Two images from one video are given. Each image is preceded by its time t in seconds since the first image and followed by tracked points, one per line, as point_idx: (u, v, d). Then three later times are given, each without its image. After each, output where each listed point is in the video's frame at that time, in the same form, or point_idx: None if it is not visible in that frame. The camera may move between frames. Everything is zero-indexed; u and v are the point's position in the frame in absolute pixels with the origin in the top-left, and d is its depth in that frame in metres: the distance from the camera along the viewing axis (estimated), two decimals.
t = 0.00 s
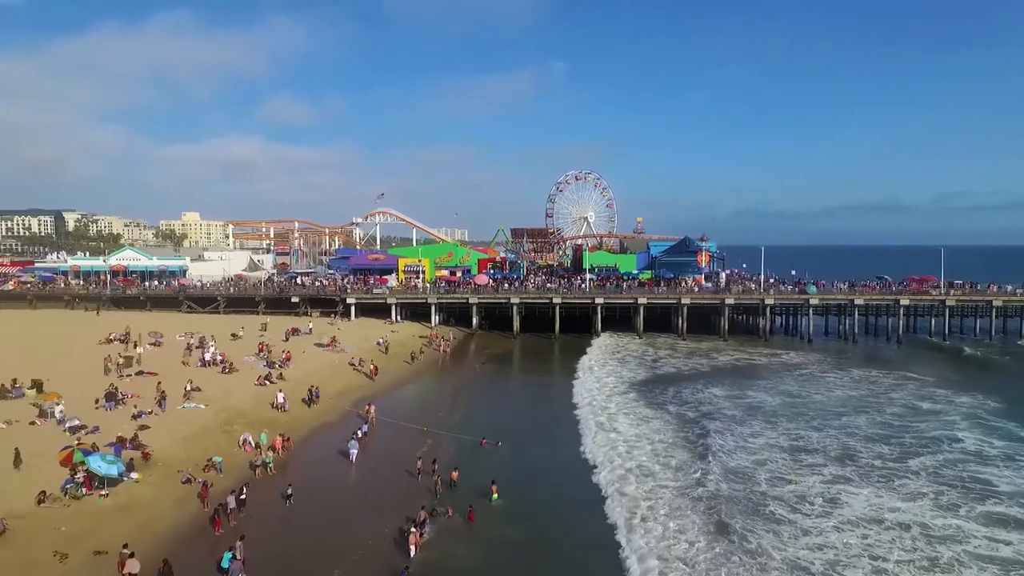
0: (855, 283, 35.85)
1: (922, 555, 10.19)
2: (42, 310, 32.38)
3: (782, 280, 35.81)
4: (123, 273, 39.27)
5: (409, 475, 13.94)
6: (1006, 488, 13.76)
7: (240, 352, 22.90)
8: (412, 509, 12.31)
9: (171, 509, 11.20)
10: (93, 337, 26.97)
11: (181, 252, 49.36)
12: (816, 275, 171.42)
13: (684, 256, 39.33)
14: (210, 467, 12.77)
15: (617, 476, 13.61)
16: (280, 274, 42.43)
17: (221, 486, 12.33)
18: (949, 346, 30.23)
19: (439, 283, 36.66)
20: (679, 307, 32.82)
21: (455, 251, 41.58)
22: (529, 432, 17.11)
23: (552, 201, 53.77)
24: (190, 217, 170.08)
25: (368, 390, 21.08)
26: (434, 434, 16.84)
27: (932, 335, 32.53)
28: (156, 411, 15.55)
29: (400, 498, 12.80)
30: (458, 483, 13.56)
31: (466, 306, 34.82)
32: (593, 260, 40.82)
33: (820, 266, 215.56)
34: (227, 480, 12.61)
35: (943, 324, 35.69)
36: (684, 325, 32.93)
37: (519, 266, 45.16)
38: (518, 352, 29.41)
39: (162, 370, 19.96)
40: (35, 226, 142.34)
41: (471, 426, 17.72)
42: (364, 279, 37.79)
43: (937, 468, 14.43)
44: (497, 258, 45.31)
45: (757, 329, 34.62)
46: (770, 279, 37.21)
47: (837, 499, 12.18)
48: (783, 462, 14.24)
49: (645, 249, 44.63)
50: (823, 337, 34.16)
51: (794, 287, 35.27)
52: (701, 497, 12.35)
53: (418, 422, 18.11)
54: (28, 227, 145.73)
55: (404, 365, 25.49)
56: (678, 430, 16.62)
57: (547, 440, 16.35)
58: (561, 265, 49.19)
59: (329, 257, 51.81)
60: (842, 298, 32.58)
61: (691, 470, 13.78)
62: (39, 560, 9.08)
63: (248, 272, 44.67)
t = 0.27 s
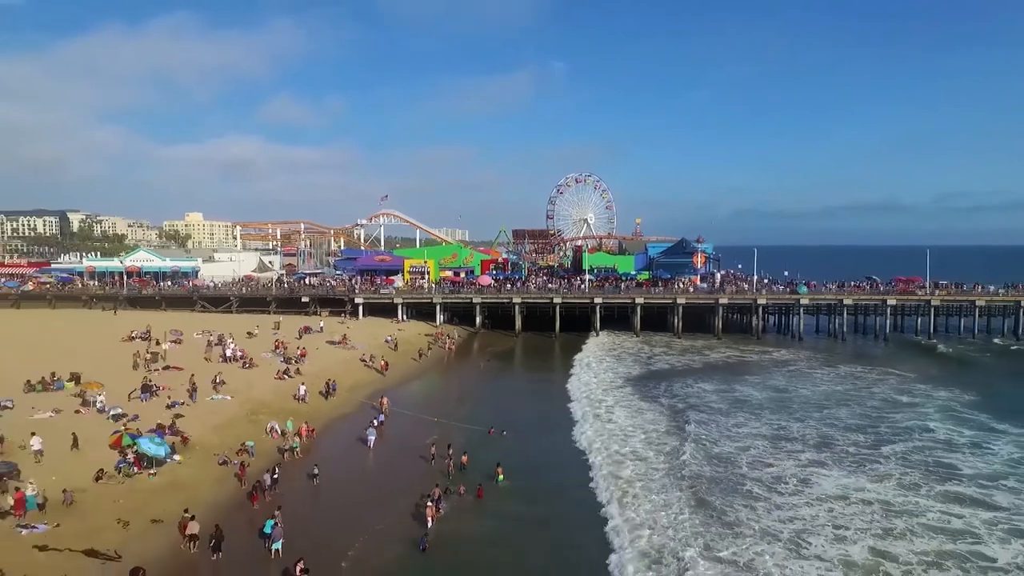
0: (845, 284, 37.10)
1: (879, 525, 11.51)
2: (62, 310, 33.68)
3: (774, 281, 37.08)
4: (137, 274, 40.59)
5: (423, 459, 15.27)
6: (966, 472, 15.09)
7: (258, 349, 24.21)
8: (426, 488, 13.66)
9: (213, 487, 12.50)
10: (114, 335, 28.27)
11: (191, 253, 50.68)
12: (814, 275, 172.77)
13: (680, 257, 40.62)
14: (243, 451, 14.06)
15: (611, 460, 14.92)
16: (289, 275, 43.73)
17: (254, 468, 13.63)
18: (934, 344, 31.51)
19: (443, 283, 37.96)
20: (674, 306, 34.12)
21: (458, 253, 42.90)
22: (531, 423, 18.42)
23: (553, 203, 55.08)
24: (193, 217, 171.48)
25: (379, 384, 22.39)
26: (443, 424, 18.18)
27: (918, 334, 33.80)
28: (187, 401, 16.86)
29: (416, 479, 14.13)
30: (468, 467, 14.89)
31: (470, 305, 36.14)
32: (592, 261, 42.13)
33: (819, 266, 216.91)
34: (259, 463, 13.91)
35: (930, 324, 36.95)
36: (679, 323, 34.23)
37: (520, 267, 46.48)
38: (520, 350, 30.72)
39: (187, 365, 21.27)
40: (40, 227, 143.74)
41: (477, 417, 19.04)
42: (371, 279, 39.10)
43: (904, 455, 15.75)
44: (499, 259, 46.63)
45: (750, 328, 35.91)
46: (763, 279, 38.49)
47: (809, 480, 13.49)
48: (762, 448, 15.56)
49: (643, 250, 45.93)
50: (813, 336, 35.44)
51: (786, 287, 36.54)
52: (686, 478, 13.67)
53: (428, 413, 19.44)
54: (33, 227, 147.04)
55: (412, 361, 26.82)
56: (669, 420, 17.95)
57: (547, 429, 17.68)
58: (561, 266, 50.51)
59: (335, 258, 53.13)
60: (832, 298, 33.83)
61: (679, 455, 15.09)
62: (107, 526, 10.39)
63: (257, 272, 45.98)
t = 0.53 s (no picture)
0: (834, 284, 38.57)
1: (842, 498, 13.07)
2: (84, 309, 35.20)
3: (766, 281, 38.57)
4: (153, 274, 42.15)
5: (436, 444, 16.82)
6: (930, 455, 16.63)
7: (277, 345, 25.72)
8: (441, 468, 15.20)
9: (253, 465, 14.01)
10: (137, 332, 29.77)
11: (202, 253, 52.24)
12: (812, 275, 174.38)
13: (676, 258, 42.14)
14: (276, 435, 15.56)
15: (606, 445, 16.48)
16: (298, 275, 45.26)
17: (286, 450, 15.14)
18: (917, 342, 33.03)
19: (448, 283, 39.50)
20: (670, 306, 35.63)
21: (462, 254, 44.46)
22: (533, 414, 19.94)
23: (553, 205, 56.61)
24: (197, 218, 173.21)
25: (392, 378, 23.90)
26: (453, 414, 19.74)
27: (904, 332, 35.28)
28: (219, 392, 18.38)
29: (430, 461, 15.68)
30: (477, 450, 16.44)
31: (474, 305, 37.67)
32: (591, 262, 43.64)
33: (817, 266, 218.49)
34: (290, 446, 15.42)
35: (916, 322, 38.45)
36: (675, 322, 35.75)
37: (522, 268, 48.01)
38: (523, 347, 32.24)
39: (213, 360, 22.78)
40: (45, 228, 145.40)
41: (484, 408, 20.59)
42: (379, 280, 40.66)
43: (874, 441, 17.30)
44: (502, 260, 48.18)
45: (743, 326, 37.43)
46: (756, 280, 39.99)
47: (783, 461, 15.05)
48: (743, 435, 17.12)
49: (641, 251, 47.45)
50: (803, 334, 36.94)
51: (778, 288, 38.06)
52: (673, 459, 15.23)
53: (439, 404, 20.99)
54: (39, 228, 148.64)
55: (420, 357, 28.36)
56: (660, 410, 19.52)
57: (549, 418, 19.22)
58: (562, 267, 52.05)
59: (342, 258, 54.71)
60: (821, 298, 35.33)
61: (667, 440, 16.66)
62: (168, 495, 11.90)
63: (267, 272, 47.52)
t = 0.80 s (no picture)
0: (826, 285, 39.82)
1: (817, 480, 14.40)
2: (102, 309, 36.53)
3: (760, 282, 39.84)
4: (166, 275, 43.49)
5: (446, 434, 18.13)
6: (904, 444, 17.92)
7: (292, 343, 27.05)
8: (451, 454, 16.51)
9: (281, 450, 15.31)
10: (157, 331, 31.07)
11: (212, 255, 53.61)
12: (810, 275, 175.75)
13: (674, 260, 43.41)
14: (299, 424, 16.88)
15: (603, 434, 17.84)
16: (307, 276, 46.60)
17: (310, 438, 16.44)
18: (905, 341, 34.28)
19: (453, 284, 40.80)
20: (667, 306, 36.91)
21: (466, 256, 45.78)
22: (535, 407, 21.21)
23: (554, 208, 57.95)
24: (200, 219, 174.61)
25: (401, 374, 25.19)
26: (461, 407, 21.05)
27: (892, 332, 36.52)
28: (243, 386, 19.68)
29: (441, 448, 17.01)
30: (484, 439, 17.78)
31: (478, 305, 38.97)
32: (591, 264, 44.94)
33: (816, 266, 219.86)
34: (313, 434, 16.73)
35: (905, 322, 39.70)
36: (671, 322, 37.01)
37: (524, 269, 49.33)
38: (525, 346, 33.52)
39: (233, 356, 24.11)
40: (51, 229, 147.05)
41: (489, 403, 21.90)
42: (385, 281, 41.98)
43: (852, 432, 18.62)
44: (504, 261, 49.50)
45: (738, 326, 38.68)
46: (751, 280, 41.24)
47: (765, 449, 16.38)
48: (730, 426, 18.46)
49: (640, 253, 48.72)
50: (796, 333, 38.20)
51: (772, 288, 39.30)
52: (665, 446, 16.57)
53: (447, 399, 22.28)
54: (45, 229, 150.11)
55: (428, 355, 29.64)
56: (655, 404, 20.86)
57: (550, 411, 20.53)
58: (562, 268, 53.36)
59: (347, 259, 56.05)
60: (812, 298, 36.58)
61: (659, 430, 18.00)
62: (208, 475, 13.20)
63: (276, 273, 48.85)
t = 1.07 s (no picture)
0: (819, 285, 41.10)
1: (797, 466, 15.76)
2: (118, 309, 37.84)
3: (755, 283, 41.13)
4: (179, 276, 44.81)
5: (455, 425, 19.44)
6: (882, 434, 19.24)
7: (305, 341, 28.36)
8: (461, 442, 17.83)
9: (305, 438, 16.62)
10: (174, 330, 32.38)
11: (221, 256, 54.95)
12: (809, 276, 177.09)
13: (671, 261, 44.69)
14: (320, 415, 18.19)
15: (600, 426, 19.17)
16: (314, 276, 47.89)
17: (331, 427, 17.74)
18: (893, 340, 35.57)
19: (457, 285, 42.11)
20: (664, 306, 38.22)
21: (469, 257, 47.08)
22: (538, 402, 22.50)
23: (555, 210, 59.28)
24: (203, 220, 176.00)
25: (410, 371, 26.48)
26: (468, 401, 22.37)
27: (881, 331, 37.81)
28: (265, 380, 20.99)
29: (451, 437, 18.32)
30: (491, 430, 19.09)
31: (482, 305, 40.28)
32: (591, 265, 46.25)
33: (815, 267, 221.20)
34: (333, 425, 18.04)
35: (895, 321, 40.99)
36: (668, 321, 38.32)
37: (525, 269, 50.66)
38: (527, 345, 34.82)
39: (251, 353, 25.43)
40: (56, 230, 148.53)
41: (495, 398, 23.21)
42: (391, 282, 43.30)
43: (834, 424, 19.97)
44: (507, 262, 50.83)
45: (733, 326, 39.97)
46: (746, 281, 42.53)
47: (751, 438, 17.72)
48: (720, 418, 19.77)
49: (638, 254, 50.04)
50: (789, 332, 39.49)
51: (766, 289, 40.59)
52: (658, 436, 17.92)
53: (455, 394, 23.60)
54: (50, 229, 151.54)
55: (434, 353, 30.95)
56: (650, 398, 22.19)
57: (552, 405, 21.85)
58: (563, 269, 54.72)
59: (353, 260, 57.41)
60: (805, 298, 37.86)
61: (653, 422, 19.34)
62: (242, 459, 14.51)
63: (284, 274, 50.18)
